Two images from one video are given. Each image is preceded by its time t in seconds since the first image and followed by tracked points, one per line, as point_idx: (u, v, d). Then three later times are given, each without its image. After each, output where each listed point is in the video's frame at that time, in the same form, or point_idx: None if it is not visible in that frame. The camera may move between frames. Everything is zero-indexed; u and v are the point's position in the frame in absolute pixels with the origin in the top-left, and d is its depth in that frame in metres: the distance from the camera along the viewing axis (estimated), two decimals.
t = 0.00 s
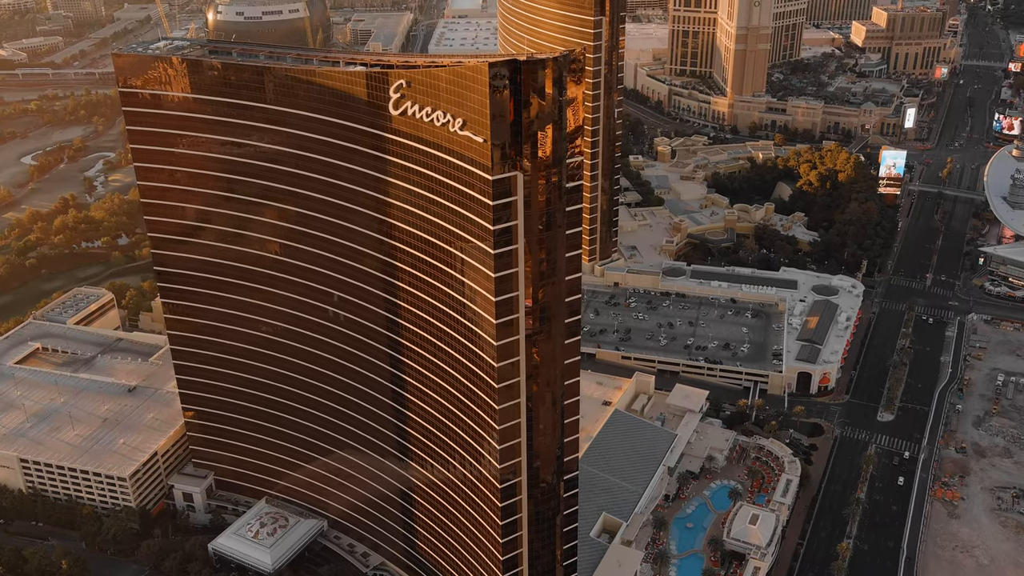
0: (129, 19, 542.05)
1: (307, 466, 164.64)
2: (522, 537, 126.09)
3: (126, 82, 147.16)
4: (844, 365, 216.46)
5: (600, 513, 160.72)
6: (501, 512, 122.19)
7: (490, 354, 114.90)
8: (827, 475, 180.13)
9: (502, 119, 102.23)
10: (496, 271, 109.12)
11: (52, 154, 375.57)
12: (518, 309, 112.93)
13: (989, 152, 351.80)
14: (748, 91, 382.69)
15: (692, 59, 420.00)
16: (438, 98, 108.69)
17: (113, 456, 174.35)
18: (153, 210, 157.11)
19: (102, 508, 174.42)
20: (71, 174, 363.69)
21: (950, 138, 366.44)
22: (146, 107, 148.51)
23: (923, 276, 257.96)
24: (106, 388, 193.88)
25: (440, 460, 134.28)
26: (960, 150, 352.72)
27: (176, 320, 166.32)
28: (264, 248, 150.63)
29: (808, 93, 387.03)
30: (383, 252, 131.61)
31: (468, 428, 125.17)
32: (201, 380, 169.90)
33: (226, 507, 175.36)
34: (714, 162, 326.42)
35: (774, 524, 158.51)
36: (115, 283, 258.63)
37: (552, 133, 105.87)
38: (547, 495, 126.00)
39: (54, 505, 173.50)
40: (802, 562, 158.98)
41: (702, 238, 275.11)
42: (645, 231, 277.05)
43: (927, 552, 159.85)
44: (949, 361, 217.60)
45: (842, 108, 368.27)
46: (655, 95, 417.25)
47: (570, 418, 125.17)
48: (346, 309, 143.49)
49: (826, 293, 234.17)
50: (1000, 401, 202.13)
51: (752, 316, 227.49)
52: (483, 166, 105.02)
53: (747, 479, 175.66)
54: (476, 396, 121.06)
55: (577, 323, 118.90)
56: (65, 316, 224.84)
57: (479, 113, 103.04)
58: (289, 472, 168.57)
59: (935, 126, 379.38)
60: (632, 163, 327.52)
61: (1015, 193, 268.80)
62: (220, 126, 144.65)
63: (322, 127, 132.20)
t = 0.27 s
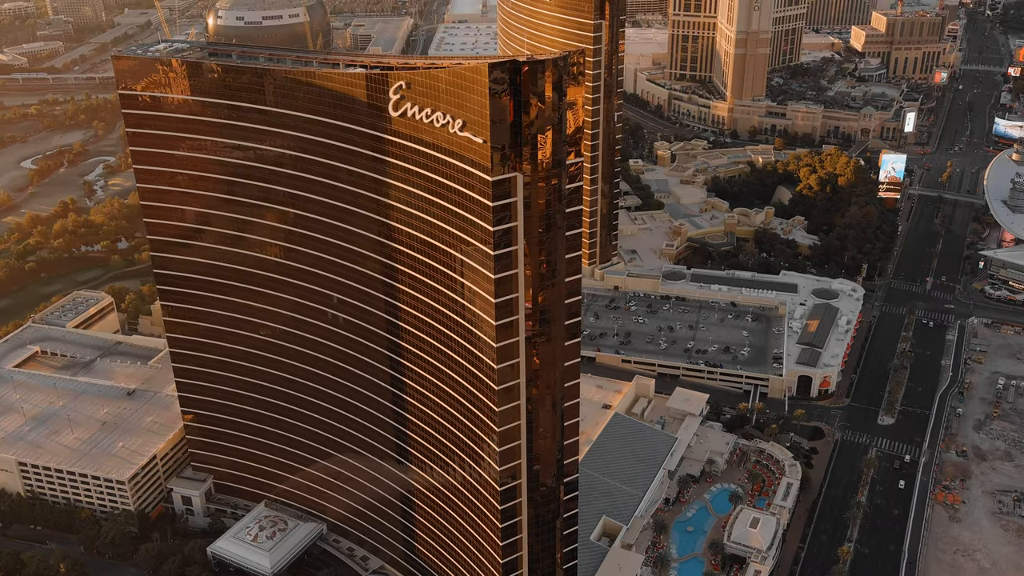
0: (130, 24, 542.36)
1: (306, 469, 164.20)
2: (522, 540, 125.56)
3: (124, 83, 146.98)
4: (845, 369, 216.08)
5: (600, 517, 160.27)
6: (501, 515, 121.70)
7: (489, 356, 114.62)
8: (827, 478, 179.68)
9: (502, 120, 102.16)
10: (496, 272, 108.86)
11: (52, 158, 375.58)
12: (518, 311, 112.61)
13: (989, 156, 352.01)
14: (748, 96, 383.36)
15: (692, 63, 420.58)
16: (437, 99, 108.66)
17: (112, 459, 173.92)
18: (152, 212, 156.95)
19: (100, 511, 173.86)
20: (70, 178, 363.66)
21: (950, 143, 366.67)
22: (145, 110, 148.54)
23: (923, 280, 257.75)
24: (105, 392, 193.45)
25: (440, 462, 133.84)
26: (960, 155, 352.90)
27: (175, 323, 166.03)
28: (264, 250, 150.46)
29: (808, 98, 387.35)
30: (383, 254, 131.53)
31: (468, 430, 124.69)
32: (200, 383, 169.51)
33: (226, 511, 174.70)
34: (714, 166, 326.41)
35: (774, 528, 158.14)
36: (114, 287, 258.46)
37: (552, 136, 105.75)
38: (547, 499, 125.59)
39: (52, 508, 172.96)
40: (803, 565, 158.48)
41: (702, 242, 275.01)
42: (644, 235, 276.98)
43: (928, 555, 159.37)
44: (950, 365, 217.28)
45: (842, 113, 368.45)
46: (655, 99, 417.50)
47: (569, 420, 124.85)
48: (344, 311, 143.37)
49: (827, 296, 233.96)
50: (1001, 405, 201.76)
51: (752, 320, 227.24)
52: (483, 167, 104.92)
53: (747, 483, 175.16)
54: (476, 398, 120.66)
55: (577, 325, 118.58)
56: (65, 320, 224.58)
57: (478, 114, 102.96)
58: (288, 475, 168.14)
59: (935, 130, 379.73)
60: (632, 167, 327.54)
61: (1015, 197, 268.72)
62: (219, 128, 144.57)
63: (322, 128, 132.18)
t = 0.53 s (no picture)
0: (130, 29, 542.67)
1: (306, 472, 163.78)
2: (522, 542, 125.03)
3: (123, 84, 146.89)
4: (845, 373, 215.68)
5: (600, 520, 159.74)
6: (500, 517, 121.23)
7: (489, 358, 114.26)
8: (828, 482, 179.18)
9: (502, 122, 101.98)
10: (496, 274, 108.59)
11: (52, 162, 375.48)
12: (518, 313, 112.26)
13: (989, 161, 352.07)
14: (747, 100, 384.23)
15: (692, 68, 420.87)
16: (437, 101, 108.51)
17: (111, 462, 173.50)
18: (151, 215, 156.76)
19: (99, 515, 173.39)
20: (70, 183, 363.49)
21: (950, 147, 366.75)
22: (144, 112, 148.47)
23: (924, 284, 257.48)
24: (104, 395, 193.06)
25: (439, 465, 133.36)
26: (960, 159, 352.92)
27: (174, 326, 165.76)
28: (262, 252, 150.28)
29: (808, 102, 387.56)
30: (382, 256, 131.34)
31: (467, 432, 124.25)
32: (199, 386, 169.22)
33: (224, 514, 174.17)
34: (714, 170, 326.33)
35: (775, 531, 157.71)
36: (114, 291, 258.18)
37: (552, 140, 105.70)
38: (547, 501, 125.12)
39: (50, 512, 172.47)
40: (804, 569, 157.95)
41: (702, 246, 274.85)
42: (645, 239, 276.82)
43: (930, 559, 158.81)
44: (951, 368, 216.85)
45: (842, 117, 368.59)
46: (655, 104, 417.71)
47: (570, 422, 124.42)
48: (343, 312, 143.19)
49: (827, 300, 233.69)
50: (1002, 409, 201.35)
51: (753, 324, 226.95)
52: (483, 168, 104.76)
53: (748, 486, 174.62)
54: (475, 399, 120.29)
55: (577, 327, 118.22)
56: (64, 323, 224.29)
57: (479, 116, 102.75)
58: (287, 479, 167.74)
59: (935, 135, 379.81)
60: (632, 171, 327.43)
61: (1016, 201, 268.66)
62: (219, 131, 144.46)
63: (321, 130, 132.19)
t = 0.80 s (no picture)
0: (130, 35, 543.34)
1: (305, 475, 163.33)
2: (522, 545, 124.47)
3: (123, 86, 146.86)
4: (846, 376, 215.34)
5: (600, 524, 159.39)
6: (500, 520, 120.78)
7: (489, 359, 113.89)
8: (829, 486, 178.70)
9: (502, 123, 101.82)
10: (496, 275, 108.27)
11: (52, 166, 375.66)
12: (518, 314, 111.89)
13: (989, 165, 352.20)
14: (747, 105, 384.79)
15: (692, 73, 421.35)
16: (437, 102, 108.43)
17: (110, 466, 173.08)
18: (151, 218, 156.56)
19: (98, 519, 172.92)
20: (70, 187, 363.63)
21: (949, 151, 366.92)
22: (144, 115, 148.46)
23: (924, 288, 257.30)
24: (103, 399, 192.68)
25: (439, 468, 132.87)
26: (960, 163, 353.06)
27: (174, 329, 165.44)
28: (262, 255, 150.05)
29: (808, 107, 387.89)
30: (382, 258, 131.09)
31: (467, 435, 123.77)
32: (199, 389, 168.81)
33: (224, 518, 173.62)
34: (714, 174, 326.37)
35: (776, 535, 157.15)
36: (114, 294, 258.04)
37: (552, 144, 105.45)
38: (547, 504, 124.64)
39: (49, 515, 171.96)
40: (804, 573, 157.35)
41: (702, 250, 274.74)
42: (645, 243, 276.74)
43: (931, 562, 158.29)
44: (951, 372, 216.47)
45: (842, 121, 368.74)
46: (655, 108, 418.07)
47: (570, 424, 123.99)
48: (342, 315, 142.95)
49: (827, 303, 233.43)
50: (1003, 412, 200.97)
51: (753, 327, 226.71)
52: (483, 169, 104.50)
53: (748, 490, 174.00)
54: (475, 401, 119.86)
55: (577, 329, 117.72)
56: (63, 327, 224.09)
57: (479, 117, 102.61)
58: (287, 482, 167.30)
59: (934, 139, 380.12)
60: (632, 175, 327.47)
61: (1016, 205, 268.71)
62: (219, 133, 144.40)
63: (321, 132, 132.15)
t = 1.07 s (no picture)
0: (131, 40, 543.89)
1: (305, 479, 162.86)
2: (522, 548, 123.91)
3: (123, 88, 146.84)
4: (846, 380, 214.98)
5: (600, 528, 158.96)
6: (500, 523, 120.32)
7: (489, 361, 113.50)
8: (829, 489, 178.23)
9: (502, 125, 101.71)
10: (495, 276, 107.97)
11: (52, 171, 375.66)
12: (518, 316, 111.59)
13: (989, 169, 352.29)
14: (747, 109, 385.10)
15: (692, 77, 421.71)
16: (437, 104, 108.33)
17: (109, 469, 172.66)
18: (150, 221, 156.34)
19: (97, 522, 172.43)
20: (70, 191, 363.57)
21: (949, 156, 366.97)
22: (144, 117, 148.45)
23: (925, 292, 257.08)
24: (102, 402, 192.30)
25: (439, 471, 132.38)
26: (960, 168, 353.12)
27: (173, 332, 165.06)
28: (262, 257, 149.78)
29: (808, 111, 388.13)
30: (382, 260, 130.83)
31: (467, 438, 123.32)
32: (198, 392, 168.38)
33: (223, 522, 173.16)
34: (714, 178, 326.36)
35: (777, 539, 156.60)
36: (113, 298, 257.83)
37: (552, 148, 105.40)
38: (547, 507, 124.16)
39: (47, 519, 171.49)
40: None
41: (702, 254, 274.54)
42: (645, 247, 276.62)
43: (932, 566, 157.74)
44: (952, 376, 216.02)
45: (841, 126, 368.83)
46: (655, 113, 418.36)
47: (570, 427, 123.61)
48: (342, 317, 142.64)
49: (827, 307, 233.17)
50: (1004, 416, 200.55)
51: (753, 331, 226.39)
52: (483, 170, 104.28)
53: (749, 494, 173.39)
54: (475, 403, 119.43)
55: (577, 331, 117.45)
56: (63, 330, 223.88)
57: (478, 118, 102.49)
58: (286, 486, 166.83)
59: (934, 144, 380.28)
60: (632, 180, 327.46)
61: (1016, 209, 268.69)
62: (219, 135, 144.29)
63: (321, 134, 132.03)
